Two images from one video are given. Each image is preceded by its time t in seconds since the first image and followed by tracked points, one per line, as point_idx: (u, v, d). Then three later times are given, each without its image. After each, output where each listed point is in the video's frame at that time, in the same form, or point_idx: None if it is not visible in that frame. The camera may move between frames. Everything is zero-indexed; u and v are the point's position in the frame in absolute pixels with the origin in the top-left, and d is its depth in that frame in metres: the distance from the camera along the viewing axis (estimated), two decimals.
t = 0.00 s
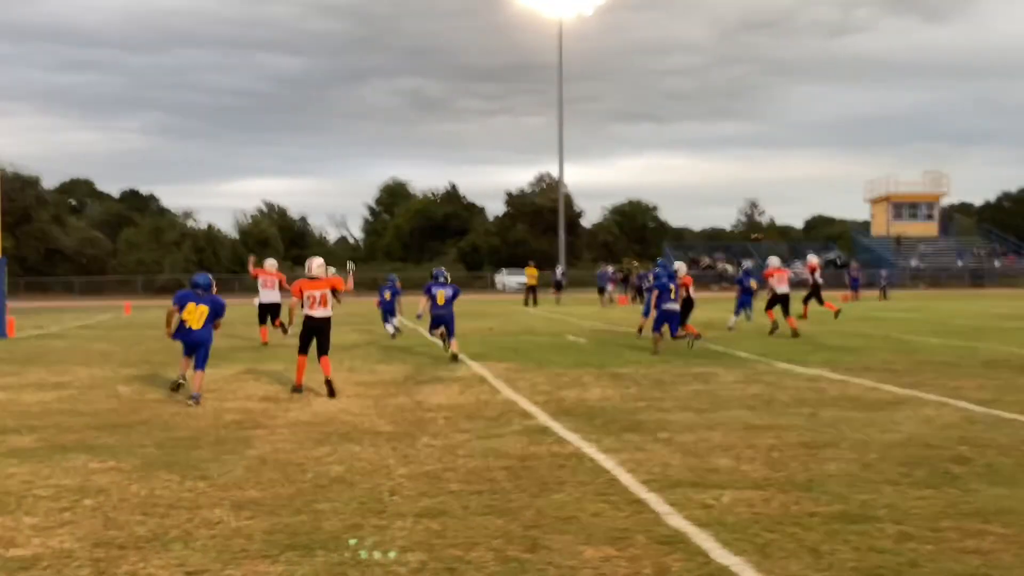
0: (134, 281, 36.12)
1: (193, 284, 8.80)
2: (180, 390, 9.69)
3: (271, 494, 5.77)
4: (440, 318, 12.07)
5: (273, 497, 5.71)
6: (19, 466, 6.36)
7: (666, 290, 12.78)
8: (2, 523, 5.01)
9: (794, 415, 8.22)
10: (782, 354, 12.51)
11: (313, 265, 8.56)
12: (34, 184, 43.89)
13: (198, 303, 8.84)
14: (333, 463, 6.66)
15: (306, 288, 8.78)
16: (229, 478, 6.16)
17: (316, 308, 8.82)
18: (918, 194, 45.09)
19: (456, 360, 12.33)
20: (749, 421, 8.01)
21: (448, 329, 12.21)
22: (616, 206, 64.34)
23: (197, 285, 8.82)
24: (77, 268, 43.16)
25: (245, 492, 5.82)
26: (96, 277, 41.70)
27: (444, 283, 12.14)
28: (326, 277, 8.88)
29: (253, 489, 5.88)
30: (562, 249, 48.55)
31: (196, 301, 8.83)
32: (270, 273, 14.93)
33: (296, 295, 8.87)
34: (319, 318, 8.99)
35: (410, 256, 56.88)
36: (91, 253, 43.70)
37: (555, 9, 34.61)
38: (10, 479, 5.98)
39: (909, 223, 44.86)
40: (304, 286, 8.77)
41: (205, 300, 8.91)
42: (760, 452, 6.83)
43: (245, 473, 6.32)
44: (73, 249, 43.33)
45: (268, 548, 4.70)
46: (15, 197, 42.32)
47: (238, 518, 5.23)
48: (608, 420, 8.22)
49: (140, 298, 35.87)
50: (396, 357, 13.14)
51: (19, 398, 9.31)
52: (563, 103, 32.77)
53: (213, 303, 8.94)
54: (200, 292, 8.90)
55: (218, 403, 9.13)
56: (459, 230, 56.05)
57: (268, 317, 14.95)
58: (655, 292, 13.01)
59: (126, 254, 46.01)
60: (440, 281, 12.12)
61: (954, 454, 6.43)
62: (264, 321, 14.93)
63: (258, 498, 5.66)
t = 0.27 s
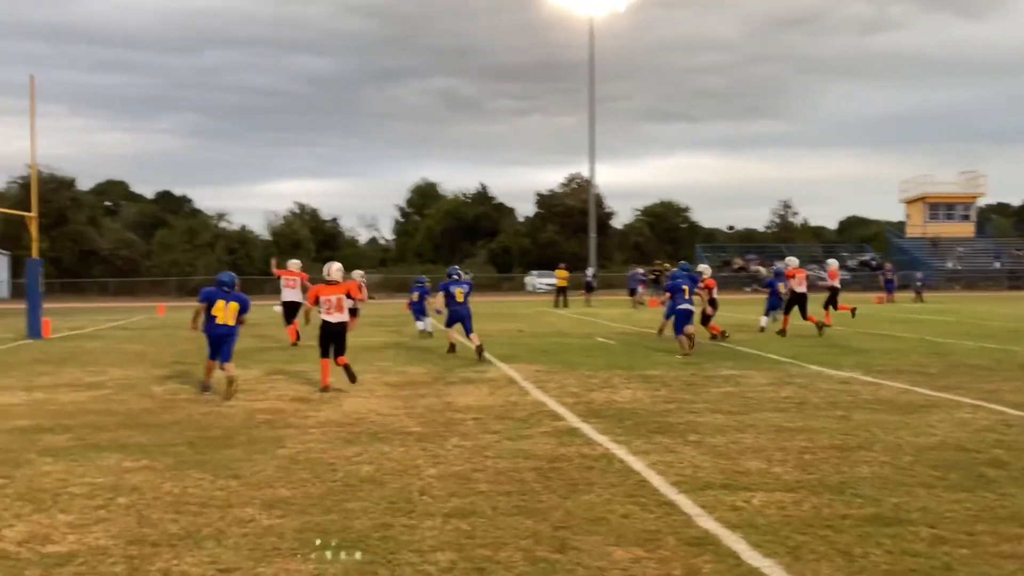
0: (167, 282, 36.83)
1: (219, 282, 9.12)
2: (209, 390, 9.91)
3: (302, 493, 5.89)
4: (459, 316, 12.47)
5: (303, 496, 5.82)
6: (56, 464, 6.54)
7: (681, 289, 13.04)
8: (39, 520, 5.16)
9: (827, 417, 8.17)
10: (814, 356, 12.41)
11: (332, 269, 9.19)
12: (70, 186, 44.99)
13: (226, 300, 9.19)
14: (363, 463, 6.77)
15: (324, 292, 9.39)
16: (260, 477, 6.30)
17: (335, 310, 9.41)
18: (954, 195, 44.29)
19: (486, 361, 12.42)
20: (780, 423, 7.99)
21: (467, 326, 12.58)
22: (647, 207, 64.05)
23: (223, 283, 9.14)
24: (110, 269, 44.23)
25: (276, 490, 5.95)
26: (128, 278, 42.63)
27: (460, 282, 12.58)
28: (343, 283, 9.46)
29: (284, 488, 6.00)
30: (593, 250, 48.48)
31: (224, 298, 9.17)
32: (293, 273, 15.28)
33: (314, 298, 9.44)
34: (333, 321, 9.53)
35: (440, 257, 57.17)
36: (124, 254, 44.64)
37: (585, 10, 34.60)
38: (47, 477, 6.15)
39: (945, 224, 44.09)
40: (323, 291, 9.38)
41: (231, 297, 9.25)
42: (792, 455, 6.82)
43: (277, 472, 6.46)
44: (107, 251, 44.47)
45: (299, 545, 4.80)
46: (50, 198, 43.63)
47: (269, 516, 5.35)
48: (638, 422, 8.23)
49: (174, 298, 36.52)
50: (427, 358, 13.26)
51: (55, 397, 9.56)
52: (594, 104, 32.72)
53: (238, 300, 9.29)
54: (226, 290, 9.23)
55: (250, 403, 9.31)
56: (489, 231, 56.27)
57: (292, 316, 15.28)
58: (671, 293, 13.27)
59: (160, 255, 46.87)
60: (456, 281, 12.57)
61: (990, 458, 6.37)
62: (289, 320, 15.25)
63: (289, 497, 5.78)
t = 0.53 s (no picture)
0: (193, 282, 37.32)
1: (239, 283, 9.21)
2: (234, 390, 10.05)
3: (326, 493, 5.96)
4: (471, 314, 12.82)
5: (328, 496, 5.90)
6: (83, 463, 6.66)
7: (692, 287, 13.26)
8: (66, 518, 5.25)
9: (854, 419, 8.09)
10: (840, 357, 12.31)
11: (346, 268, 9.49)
12: (98, 186, 45.80)
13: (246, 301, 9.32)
14: (387, 463, 6.83)
15: (338, 292, 9.72)
16: (286, 477, 6.39)
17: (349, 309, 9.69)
18: (982, 194, 43.59)
19: (511, 361, 12.46)
20: (807, 425, 7.93)
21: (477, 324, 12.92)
22: (672, 207, 63.72)
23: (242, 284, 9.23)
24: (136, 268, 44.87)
25: (301, 490, 6.03)
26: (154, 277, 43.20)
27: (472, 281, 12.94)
28: (355, 283, 9.76)
29: (308, 488, 6.07)
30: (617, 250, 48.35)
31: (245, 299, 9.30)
32: (310, 271, 15.58)
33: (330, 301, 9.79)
34: (349, 320, 9.70)
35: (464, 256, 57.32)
36: (151, 254, 45.30)
37: (609, 9, 34.50)
38: (74, 476, 6.27)
39: (973, 224, 43.41)
40: (337, 291, 9.71)
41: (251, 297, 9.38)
42: (818, 456, 6.77)
43: (301, 472, 6.54)
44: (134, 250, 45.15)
45: (322, 545, 4.85)
46: (78, 199, 44.51)
47: (293, 516, 5.42)
48: (663, 423, 8.22)
49: (200, 298, 36.96)
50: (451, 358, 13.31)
51: (83, 397, 9.74)
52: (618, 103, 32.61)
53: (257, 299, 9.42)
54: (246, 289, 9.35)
55: (275, 403, 9.42)
56: (513, 231, 56.35)
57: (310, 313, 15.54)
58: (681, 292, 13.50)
59: (187, 255, 47.49)
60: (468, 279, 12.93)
61: (1020, 462, 6.29)
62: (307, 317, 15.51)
63: (313, 497, 5.85)
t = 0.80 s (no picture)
0: (218, 281, 37.78)
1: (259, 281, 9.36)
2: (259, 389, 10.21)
3: (350, 492, 6.06)
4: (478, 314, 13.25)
5: (352, 495, 5.99)
6: (109, 461, 6.81)
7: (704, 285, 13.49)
8: (93, 516, 5.38)
9: (879, 420, 8.06)
10: (865, 358, 12.23)
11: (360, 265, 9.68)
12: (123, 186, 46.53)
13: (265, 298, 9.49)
14: (410, 462, 6.92)
15: (350, 288, 9.96)
16: (310, 475, 6.50)
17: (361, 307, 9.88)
18: (1010, 193, 43.00)
19: (534, 361, 12.51)
20: (832, 426, 7.91)
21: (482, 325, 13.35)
22: (695, 206, 63.47)
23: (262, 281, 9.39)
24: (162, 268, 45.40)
25: (325, 489, 6.13)
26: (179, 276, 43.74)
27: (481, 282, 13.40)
28: (368, 279, 10.06)
29: (332, 487, 6.17)
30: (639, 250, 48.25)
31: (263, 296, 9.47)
32: (328, 271, 15.88)
33: (344, 297, 10.06)
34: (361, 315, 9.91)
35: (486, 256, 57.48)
36: (177, 253, 45.91)
37: (632, 9, 34.42)
38: (101, 474, 6.42)
39: (1001, 223, 42.84)
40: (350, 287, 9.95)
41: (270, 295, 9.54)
42: (843, 458, 6.76)
43: (325, 471, 6.65)
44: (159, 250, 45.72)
45: (347, 544, 4.95)
46: (104, 199, 45.19)
47: (317, 515, 5.51)
48: (685, 423, 8.23)
49: (225, 297, 37.40)
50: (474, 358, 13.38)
51: (109, 395, 9.93)
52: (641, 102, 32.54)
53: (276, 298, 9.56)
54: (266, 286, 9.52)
55: (299, 402, 9.55)
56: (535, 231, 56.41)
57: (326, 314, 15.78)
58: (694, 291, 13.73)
59: (212, 254, 48.08)
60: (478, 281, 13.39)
61: None
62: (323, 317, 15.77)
63: (338, 496, 5.95)
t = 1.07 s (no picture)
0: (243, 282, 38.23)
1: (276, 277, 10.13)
2: (284, 389, 10.37)
3: (373, 491, 6.15)
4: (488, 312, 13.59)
5: (376, 494, 6.09)
6: (136, 459, 6.97)
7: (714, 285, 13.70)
8: (122, 514, 5.52)
9: (904, 422, 8.02)
10: (891, 360, 12.15)
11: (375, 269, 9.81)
12: (149, 188, 47.24)
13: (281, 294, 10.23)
14: (433, 462, 7.01)
15: (366, 291, 10.08)
16: (334, 475, 6.60)
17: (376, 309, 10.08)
18: None
19: (556, 362, 12.56)
20: (856, 428, 7.88)
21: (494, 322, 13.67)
22: (719, 207, 63.14)
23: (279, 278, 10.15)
24: (188, 268, 46.02)
25: (350, 488, 6.23)
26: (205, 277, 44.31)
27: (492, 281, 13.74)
28: (383, 281, 10.15)
29: (357, 486, 6.27)
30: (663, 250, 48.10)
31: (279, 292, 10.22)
32: (347, 275, 16.12)
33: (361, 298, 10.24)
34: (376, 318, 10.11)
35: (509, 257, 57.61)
36: (203, 254, 46.52)
37: (656, 9, 34.33)
38: (128, 473, 6.57)
39: None
40: (367, 290, 10.09)
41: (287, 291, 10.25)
42: (868, 459, 6.74)
43: (349, 470, 6.76)
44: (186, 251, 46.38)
45: (372, 543, 5.04)
46: (132, 201, 45.90)
47: (342, 513, 5.62)
48: (709, 425, 8.24)
49: (251, 298, 37.82)
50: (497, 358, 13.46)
51: (137, 395, 10.13)
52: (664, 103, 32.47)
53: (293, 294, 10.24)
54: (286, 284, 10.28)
55: (324, 402, 9.69)
56: (558, 232, 56.42)
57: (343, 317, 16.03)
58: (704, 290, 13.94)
59: (237, 255, 48.64)
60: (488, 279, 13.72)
61: None
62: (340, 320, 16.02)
63: (362, 495, 6.04)
